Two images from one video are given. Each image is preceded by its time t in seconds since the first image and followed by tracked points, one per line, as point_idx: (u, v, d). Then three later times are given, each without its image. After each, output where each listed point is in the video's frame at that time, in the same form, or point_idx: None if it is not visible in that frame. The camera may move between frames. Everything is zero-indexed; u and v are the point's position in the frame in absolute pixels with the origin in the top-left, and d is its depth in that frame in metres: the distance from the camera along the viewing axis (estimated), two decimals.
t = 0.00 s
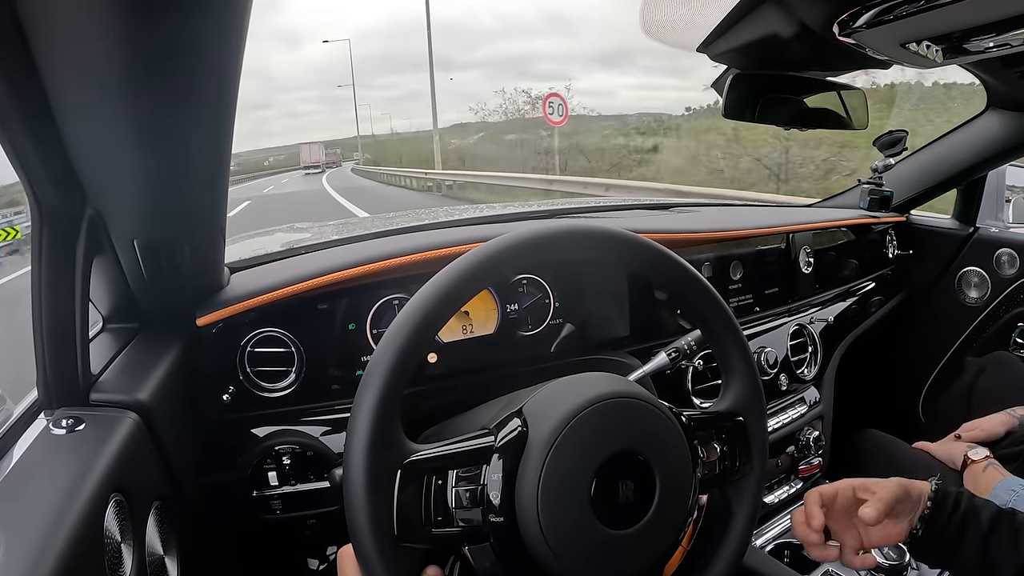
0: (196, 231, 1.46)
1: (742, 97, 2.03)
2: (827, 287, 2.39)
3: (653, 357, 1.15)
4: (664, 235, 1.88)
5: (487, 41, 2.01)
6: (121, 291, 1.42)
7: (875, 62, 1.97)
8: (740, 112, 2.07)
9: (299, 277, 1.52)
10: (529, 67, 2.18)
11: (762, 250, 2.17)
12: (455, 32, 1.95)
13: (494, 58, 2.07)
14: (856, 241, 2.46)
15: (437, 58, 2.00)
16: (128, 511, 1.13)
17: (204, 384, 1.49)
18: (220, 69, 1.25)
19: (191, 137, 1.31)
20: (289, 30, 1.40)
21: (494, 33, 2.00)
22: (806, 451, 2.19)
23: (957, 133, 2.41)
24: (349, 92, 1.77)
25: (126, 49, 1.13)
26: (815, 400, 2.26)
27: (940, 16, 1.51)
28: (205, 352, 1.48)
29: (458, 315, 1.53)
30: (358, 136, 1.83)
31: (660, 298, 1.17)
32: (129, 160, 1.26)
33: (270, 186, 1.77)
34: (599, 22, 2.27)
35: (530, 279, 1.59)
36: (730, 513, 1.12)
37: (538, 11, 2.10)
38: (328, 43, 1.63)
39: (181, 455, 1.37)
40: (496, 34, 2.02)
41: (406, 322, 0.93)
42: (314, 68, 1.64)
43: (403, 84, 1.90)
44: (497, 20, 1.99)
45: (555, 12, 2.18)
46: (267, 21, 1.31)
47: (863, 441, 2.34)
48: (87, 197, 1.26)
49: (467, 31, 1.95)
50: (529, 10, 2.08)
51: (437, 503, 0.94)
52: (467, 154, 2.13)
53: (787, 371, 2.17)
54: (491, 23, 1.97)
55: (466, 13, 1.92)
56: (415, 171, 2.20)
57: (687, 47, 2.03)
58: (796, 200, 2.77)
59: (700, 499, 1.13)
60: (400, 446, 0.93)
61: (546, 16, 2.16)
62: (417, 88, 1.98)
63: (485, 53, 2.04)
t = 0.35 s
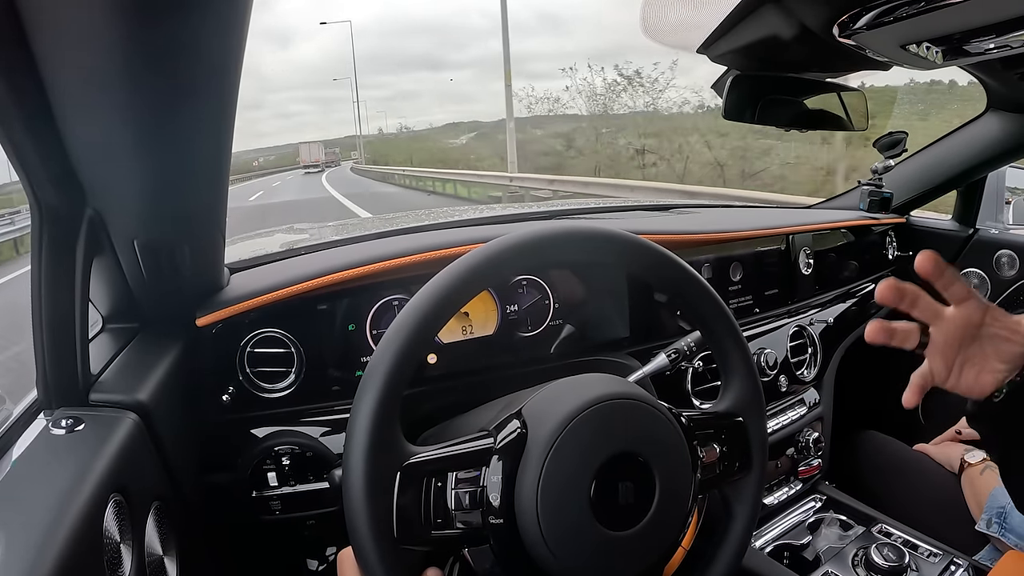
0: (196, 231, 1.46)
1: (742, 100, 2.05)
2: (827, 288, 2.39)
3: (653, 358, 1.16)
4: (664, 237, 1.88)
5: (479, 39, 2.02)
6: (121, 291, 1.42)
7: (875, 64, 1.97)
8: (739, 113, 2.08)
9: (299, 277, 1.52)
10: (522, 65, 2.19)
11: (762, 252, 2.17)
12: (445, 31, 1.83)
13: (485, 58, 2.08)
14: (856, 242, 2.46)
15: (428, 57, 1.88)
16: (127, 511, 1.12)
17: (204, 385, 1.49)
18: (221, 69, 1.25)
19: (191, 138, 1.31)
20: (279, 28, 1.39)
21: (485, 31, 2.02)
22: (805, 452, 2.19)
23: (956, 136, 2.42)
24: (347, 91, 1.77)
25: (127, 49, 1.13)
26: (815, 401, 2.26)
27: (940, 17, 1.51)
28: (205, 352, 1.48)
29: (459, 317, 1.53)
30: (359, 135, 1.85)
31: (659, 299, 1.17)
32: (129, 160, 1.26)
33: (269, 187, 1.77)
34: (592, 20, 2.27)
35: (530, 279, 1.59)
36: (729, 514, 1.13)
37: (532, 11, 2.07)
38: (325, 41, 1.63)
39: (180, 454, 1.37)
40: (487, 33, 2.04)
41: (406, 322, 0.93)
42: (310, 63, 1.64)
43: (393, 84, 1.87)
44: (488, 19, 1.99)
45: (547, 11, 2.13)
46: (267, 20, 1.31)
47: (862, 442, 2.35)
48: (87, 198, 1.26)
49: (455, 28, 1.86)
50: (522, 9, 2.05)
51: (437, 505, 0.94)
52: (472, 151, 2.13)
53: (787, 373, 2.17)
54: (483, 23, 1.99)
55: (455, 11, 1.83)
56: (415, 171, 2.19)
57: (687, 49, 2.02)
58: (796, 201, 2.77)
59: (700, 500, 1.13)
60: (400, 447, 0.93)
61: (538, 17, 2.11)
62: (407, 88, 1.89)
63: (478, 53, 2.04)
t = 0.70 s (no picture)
0: (197, 232, 1.46)
1: (743, 100, 2.05)
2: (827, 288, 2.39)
3: (654, 359, 1.16)
4: (663, 236, 1.88)
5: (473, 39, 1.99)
6: (122, 292, 1.42)
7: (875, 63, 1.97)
8: (739, 114, 2.09)
9: (299, 278, 1.52)
10: (514, 67, 2.08)
11: (763, 251, 2.17)
12: (439, 30, 1.92)
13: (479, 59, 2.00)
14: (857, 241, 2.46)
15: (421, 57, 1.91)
16: (128, 512, 1.12)
17: (206, 386, 1.49)
18: (221, 69, 1.25)
19: (191, 139, 1.31)
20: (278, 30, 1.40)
21: (479, 31, 1.99)
22: (806, 452, 2.19)
23: (957, 135, 2.41)
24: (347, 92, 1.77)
25: (127, 49, 1.13)
26: (816, 401, 2.26)
27: (940, 17, 1.51)
28: (205, 353, 1.48)
29: (459, 318, 1.53)
30: (364, 135, 1.89)
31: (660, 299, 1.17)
32: (130, 162, 1.26)
33: (270, 188, 1.78)
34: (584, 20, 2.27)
35: (531, 280, 1.59)
36: (731, 515, 1.13)
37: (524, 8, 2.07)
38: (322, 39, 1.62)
39: (181, 456, 1.37)
40: (482, 32, 2.00)
41: (408, 323, 0.93)
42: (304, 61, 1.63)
43: (386, 84, 1.92)
44: (483, 18, 2.00)
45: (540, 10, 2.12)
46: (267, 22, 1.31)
47: (863, 442, 2.34)
48: (87, 199, 1.26)
49: (451, 27, 1.94)
50: (514, 7, 2.04)
51: (438, 506, 0.95)
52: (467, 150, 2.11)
53: (788, 372, 2.17)
54: (475, 21, 1.98)
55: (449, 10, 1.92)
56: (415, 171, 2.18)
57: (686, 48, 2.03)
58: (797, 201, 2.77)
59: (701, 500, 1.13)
60: (401, 449, 0.93)
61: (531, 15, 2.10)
62: (400, 88, 1.93)
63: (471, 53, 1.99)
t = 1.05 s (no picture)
0: (197, 228, 1.46)
1: (743, 97, 2.04)
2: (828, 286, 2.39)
3: (653, 356, 1.16)
4: (663, 234, 1.88)
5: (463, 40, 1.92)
6: (122, 289, 1.42)
7: (876, 61, 1.96)
8: (740, 112, 2.08)
9: (299, 275, 1.52)
10: (506, 67, 2.05)
11: (763, 249, 2.16)
12: (430, 30, 1.86)
13: (469, 57, 1.99)
14: (857, 240, 2.46)
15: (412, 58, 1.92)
16: (128, 509, 1.12)
17: (205, 384, 1.49)
18: (221, 65, 1.25)
19: (192, 135, 1.31)
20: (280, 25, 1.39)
21: (472, 31, 1.92)
22: (806, 451, 2.18)
23: (958, 134, 2.41)
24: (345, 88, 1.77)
25: (128, 45, 1.13)
26: (816, 399, 2.26)
27: (942, 15, 1.51)
28: (205, 349, 1.48)
29: (459, 314, 1.52)
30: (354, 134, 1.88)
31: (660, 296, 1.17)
32: (131, 158, 1.26)
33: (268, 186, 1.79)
34: (579, 20, 2.23)
35: (531, 277, 1.58)
36: (730, 512, 1.13)
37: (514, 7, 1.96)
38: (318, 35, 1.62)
39: (181, 452, 1.37)
40: (474, 32, 1.92)
41: (408, 319, 0.93)
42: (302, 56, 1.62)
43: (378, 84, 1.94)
44: (475, 18, 1.90)
45: (533, 10, 2.03)
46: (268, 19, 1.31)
47: (863, 441, 2.34)
48: (89, 196, 1.26)
49: (442, 27, 1.87)
50: (505, 7, 1.95)
51: (437, 502, 0.94)
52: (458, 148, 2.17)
53: (788, 370, 2.17)
54: (468, 22, 1.89)
55: (442, 10, 1.83)
56: (414, 169, 2.23)
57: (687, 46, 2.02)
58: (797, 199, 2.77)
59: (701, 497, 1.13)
60: (400, 445, 0.93)
61: (523, 14, 2.01)
62: (393, 88, 1.96)
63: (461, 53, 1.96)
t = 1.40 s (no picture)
0: (197, 227, 1.46)
1: (744, 96, 2.04)
2: (828, 285, 2.39)
3: (654, 356, 1.16)
4: (663, 233, 1.88)
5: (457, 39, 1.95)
6: (122, 288, 1.42)
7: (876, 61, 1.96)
8: (741, 110, 2.08)
9: (300, 274, 1.52)
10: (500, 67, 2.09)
11: (764, 248, 2.16)
12: (422, 30, 1.86)
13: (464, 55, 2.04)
14: (858, 239, 2.46)
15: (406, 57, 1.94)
16: (128, 508, 1.12)
17: (205, 383, 1.49)
18: (221, 64, 1.25)
19: (192, 134, 1.31)
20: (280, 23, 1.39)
21: (464, 30, 1.92)
22: (807, 450, 2.19)
23: (959, 133, 2.41)
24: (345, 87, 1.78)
25: (128, 45, 1.13)
26: (816, 398, 2.26)
27: (944, 14, 1.50)
28: (206, 348, 1.48)
29: (459, 313, 1.53)
30: (354, 134, 1.89)
31: (661, 295, 1.17)
32: (131, 158, 1.26)
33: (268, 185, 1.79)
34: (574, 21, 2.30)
35: (531, 277, 1.59)
36: (731, 511, 1.13)
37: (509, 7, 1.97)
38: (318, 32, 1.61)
39: (181, 452, 1.37)
40: (467, 32, 1.94)
41: (408, 319, 0.93)
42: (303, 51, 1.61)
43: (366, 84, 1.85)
44: (467, 18, 1.88)
45: (527, 10, 2.06)
46: (270, 17, 1.31)
47: (864, 441, 2.34)
48: (89, 196, 1.26)
49: (434, 27, 1.87)
50: (499, 7, 1.95)
51: (438, 501, 0.94)
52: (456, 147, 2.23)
53: (788, 370, 2.18)
54: (461, 22, 1.88)
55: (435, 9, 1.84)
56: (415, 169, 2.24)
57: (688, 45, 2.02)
58: (798, 198, 2.77)
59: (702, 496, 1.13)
60: (400, 445, 0.93)
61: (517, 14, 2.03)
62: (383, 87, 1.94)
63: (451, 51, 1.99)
